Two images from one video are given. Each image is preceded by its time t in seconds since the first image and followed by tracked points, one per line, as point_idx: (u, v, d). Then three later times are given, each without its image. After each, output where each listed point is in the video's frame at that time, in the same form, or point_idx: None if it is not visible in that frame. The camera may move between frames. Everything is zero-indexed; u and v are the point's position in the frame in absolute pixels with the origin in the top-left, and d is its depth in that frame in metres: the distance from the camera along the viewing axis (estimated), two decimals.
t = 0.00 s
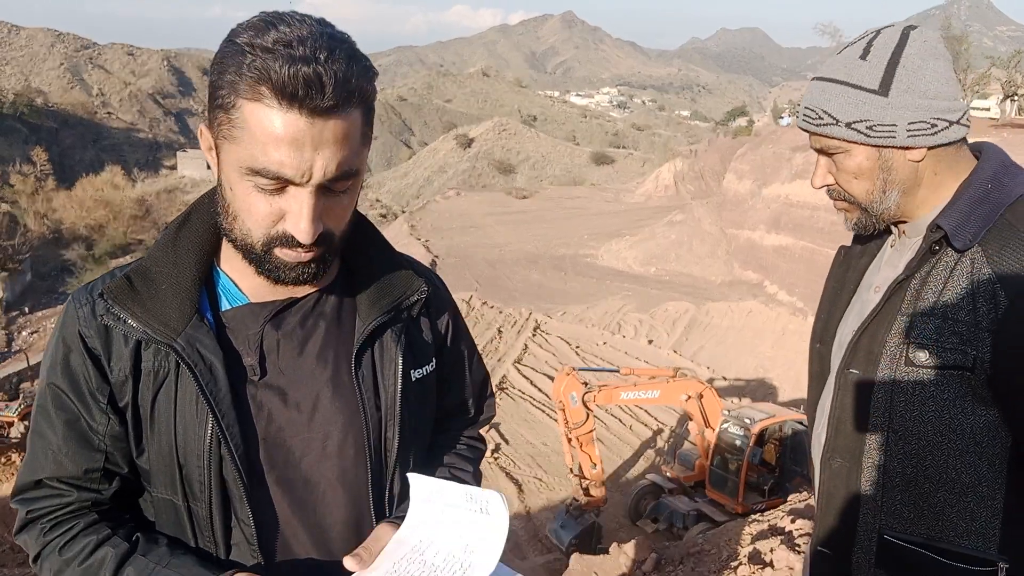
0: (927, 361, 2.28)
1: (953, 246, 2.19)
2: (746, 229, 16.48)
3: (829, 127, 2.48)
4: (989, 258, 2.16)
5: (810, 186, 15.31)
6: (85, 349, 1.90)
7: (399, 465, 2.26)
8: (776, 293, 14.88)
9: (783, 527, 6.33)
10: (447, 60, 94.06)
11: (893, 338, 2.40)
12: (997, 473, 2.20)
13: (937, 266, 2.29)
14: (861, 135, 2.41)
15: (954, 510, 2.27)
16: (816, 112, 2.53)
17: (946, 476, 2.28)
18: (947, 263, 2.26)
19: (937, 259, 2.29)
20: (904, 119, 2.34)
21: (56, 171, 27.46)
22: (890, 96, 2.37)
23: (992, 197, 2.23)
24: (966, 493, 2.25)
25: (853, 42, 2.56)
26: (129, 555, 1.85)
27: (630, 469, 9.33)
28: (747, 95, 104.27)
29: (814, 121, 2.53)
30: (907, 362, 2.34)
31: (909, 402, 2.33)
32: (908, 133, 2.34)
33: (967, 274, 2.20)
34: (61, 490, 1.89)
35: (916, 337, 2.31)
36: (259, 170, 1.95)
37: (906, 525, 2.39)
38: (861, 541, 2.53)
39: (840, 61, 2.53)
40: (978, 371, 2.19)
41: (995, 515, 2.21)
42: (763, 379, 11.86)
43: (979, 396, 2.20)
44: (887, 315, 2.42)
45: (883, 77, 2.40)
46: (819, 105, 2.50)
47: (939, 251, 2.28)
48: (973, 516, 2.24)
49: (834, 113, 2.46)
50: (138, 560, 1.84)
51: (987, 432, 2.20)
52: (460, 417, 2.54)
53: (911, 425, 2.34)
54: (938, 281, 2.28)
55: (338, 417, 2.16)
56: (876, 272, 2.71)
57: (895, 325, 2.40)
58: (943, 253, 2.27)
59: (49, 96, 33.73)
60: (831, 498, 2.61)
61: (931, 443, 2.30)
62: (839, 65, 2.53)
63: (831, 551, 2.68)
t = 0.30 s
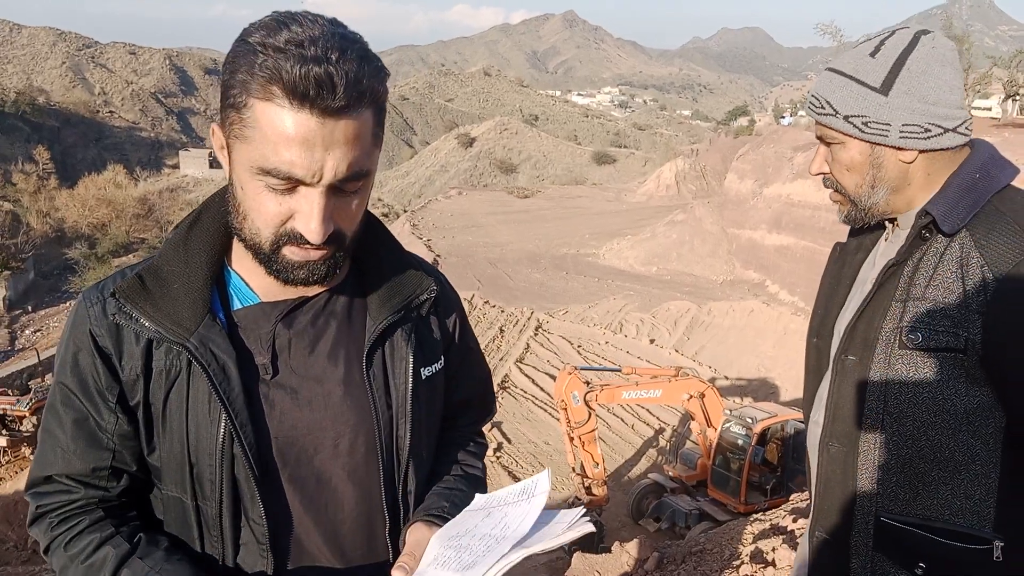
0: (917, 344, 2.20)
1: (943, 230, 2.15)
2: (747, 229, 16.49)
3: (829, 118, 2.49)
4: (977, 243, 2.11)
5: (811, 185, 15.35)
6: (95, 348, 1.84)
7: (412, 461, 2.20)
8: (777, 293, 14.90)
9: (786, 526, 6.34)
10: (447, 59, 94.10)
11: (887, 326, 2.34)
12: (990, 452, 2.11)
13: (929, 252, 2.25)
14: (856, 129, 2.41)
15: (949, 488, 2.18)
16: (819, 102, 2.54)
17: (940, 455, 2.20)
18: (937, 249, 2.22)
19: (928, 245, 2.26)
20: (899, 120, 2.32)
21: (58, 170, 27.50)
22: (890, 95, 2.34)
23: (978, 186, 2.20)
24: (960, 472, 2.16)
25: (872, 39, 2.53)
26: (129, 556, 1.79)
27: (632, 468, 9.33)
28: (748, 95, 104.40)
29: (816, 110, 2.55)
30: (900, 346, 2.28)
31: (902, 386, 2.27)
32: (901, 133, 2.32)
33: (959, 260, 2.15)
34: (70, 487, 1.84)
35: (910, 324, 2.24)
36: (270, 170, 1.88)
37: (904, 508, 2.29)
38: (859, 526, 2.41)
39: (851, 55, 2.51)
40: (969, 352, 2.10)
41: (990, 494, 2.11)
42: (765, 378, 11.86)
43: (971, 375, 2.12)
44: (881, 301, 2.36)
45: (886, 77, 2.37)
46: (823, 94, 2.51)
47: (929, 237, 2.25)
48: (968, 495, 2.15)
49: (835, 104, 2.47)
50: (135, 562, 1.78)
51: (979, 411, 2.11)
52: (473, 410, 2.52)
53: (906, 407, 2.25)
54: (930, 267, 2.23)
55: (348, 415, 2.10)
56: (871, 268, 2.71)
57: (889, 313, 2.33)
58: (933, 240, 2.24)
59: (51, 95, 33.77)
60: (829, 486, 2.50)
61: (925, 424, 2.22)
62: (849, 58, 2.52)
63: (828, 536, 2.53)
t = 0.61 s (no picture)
0: (912, 336, 2.21)
1: (944, 224, 2.17)
2: (749, 230, 16.46)
3: (854, 111, 2.46)
4: (978, 241, 2.12)
5: (814, 186, 15.32)
6: (116, 345, 1.82)
7: (428, 456, 2.21)
8: (779, 294, 14.88)
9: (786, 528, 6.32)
10: (450, 60, 94.16)
11: (886, 319, 2.31)
12: (978, 449, 2.13)
13: (931, 247, 2.25)
14: (880, 126, 2.38)
15: (935, 483, 2.19)
16: (846, 93, 2.51)
17: (926, 448, 2.21)
18: (940, 245, 2.22)
19: (931, 240, 2.26)
20: (922, 121, 2.29)
21: (61, 171, 27.58)
22: (917, 96, 2.31)
23: (983, 185, 2.20)
24: (948, 466, 2.17)
25: (909, 37, 2.49)
26: (133, 551, 1.76)
27: (634, 469, 9.32)
28: (751, 96, 104.32)
29: (842, 101, 2.51)
30: (894, 338, 2.27)
31: (895, 381, 2.25)
32: (922, 136, 2.30)
33: (959, 257, 2.15)
34: (84, 485, 1.81)
35: (906, 317, 2.24)
36: (297, 172, 1.87)
37: (890, 499, 2.29)
38: (842, 513, 2.41)
39: (882, 50, 2.46)
40: (962, 348, 2.11)
41: (975, 489, 2.14)
42: (767, 379, 11.83)
43: (960, 371, 2.14)
44: (881, 293, 2.33)
45: (916, 76, 2.33)
46: (849, 87, 2.48)
47: (932, 232, 2.26)
48: (952, 490, 2.17)
49: (861, 98, 2.43)
50: (140, 557, 1.75)
51: (971, 407, 2.12)
52: (483, 406, 2.53)
53: (896, 397, 2.25)
54: (930, 262, 2.23)
55: (363, 411, 2.09)
56: (876, 261, 2.69)
57: (889, 305, 2.31)
58: (936, 235, 2.25)
59: (55, 96, 33.87)
60: (818, 472, 2.45)
61: (913, 417, 2.22)
62: (879, 53, 2.47)
63: (814, 523, 2.48)
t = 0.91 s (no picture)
0: (900, 332, 2.22)
1: (938, 222, 2.18)
2: (740, 228, 16.51)
3: (878, 111, 2.36)
4: (971, 241, 2.12)
5: (804, 185, 15.38)
6: (137, 333, 1.80)
7: (444, 444, 2.19)
8: (769, 292, 14.95)
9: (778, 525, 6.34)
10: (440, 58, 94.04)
11: (876, 314, 2.32)
12: (958, 446, 2.14)
13: (923, 245, 2.27)
14: (908, 125, 2.32)
15: (916, 480, 2.21)
16: (864, 93, 2.40)
17: (907, 444, 2.22)
18: (933, 242, 2.24)
19: (924, 237, 2.27)
20: (947, 118, 2.29)
21: (49, 170, 27.37)
22: (941, 92, 2.30)
23: (978, 181, 2.21)
24: (928, 462, 2.18)
25: (900, 37, 2.50)
26: (160, 532, 1.75)
27: (626, 467, 9.35)
28: (741, 95, 104.64)
29: (861, 102, 2.41)
30: (883, 333, 2.28)
31: (880, 377, 2.27)
32: (949, 131, 2.29)
33: (951, 255, 2.16)
34: (103, 473, 1.79)
35: (896, 313, 2.25)
36: (320, 163, 1.86)
37: (870, 492, 2.31)
38: (820, 505, 2.43)
39: (892, 49, 2.43)
40: (948, 348, 2.13)
41: (953, 485, 2.15)
42: (758, 377, 11.86)
43: (944, 369, 2.15)
44: (873, 288, 2.35)
45: (936, 73, 2.33)
46: (868, 86, 2.39)
47: (925, 229, 2.27)
48: (931, 487, 2.18)
49: (884, 96, 2.36)
50: (167, 538, 1.74)
51: (953, 405, 2.14)
52: (489, 397, 2.54)
53: (880, 392, 2.26)
54: (922, 261, 2.24)
55: (378, 400, 2.07)
56: (864, 253, 2.68)
57: (880, 301, 2.32)
58: (930, 232, 2.26)
59: (42, 95, 33.61)
60: (801, 462, 2.48)
61: (895, 412, 2.23)
62: (888, 53, 2.43)
63: (795, 513, 2.51)
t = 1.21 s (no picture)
0: (901, 333, 2.20)
1: (937, 223, 2.16)
2: (744, 227, 16.46)
3: (877, 112, 2.33)
4: (970, 241, 2.12)
5: (808, 183, 15.33)
6: (180, 321, 1.81)
7: (472, 437, 2.14)
8: (774, 291, 14.91)
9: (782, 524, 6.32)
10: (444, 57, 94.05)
11: (873, 314, 2.30)
12: (957, 446, 2.13)
13: (920, 244, 2.24)
14: (907, 125, 2.29)
15: (917, 481, 2.19)
16: (862, 95, 2.37)
17: (908, 444, 2.20)
18: (929, 241, 2.22)
19: (921, 237, 2.24)
20: (943, 117, 2.28)
21: (54, 171, 27.48)
22: (936, 91, 2.29)
23: (975, 181, 2.21)
24: (927, 463, 2.17)
25: (887, 39, 2.51)
26: (199, 516, 1.77)
27: (630, 466, 9.33)
28: (746, 93, 104.36)
29: (858, 104, 2.37)
30: (882, 334, 2.25)
31: (879, 376, 2.24)
32: (946, 131, 2.28)
33: (951, 254, 2.15)
34: (142, 457, 1.80)
35: (894, 312, 2.23)
36: (362, 156, 1.86)
37: (870, 492, 2.29)
38: (819, 506, 2.41)
39: (883, 51, 2.42)
40: (949, 347, 2.12)
41: (952, 485, 2.14)
42: (762, 376, 11.82)
43: (943, 368, 2.14)
44: (870, 289, 2.32)
45: (928, 74, 2.33)
46: (864, 88, 2.36)
47: (923, 229, 2.24)
48: (931, 487, 2.17)
49: (882, 98, 2.32)
50: (206, 521, 1.76)
51: (952, 405, 2.12)
52: (517, 391, 2.46)
53: (880, 392, 2.23)
54: (919, 261, 2.22)
55: (410, 391, 2.02)
56: (856, 254, 2.67)
57: (877, 300, 2.30)
58: (926, 232, 2.23)
59: (48, 96, 33.74)
60: (800, 463, 2.46)
61: (895, 413, 2.21)
62: (880, 54, 2.42)
63: (793, 514, 2.49)
